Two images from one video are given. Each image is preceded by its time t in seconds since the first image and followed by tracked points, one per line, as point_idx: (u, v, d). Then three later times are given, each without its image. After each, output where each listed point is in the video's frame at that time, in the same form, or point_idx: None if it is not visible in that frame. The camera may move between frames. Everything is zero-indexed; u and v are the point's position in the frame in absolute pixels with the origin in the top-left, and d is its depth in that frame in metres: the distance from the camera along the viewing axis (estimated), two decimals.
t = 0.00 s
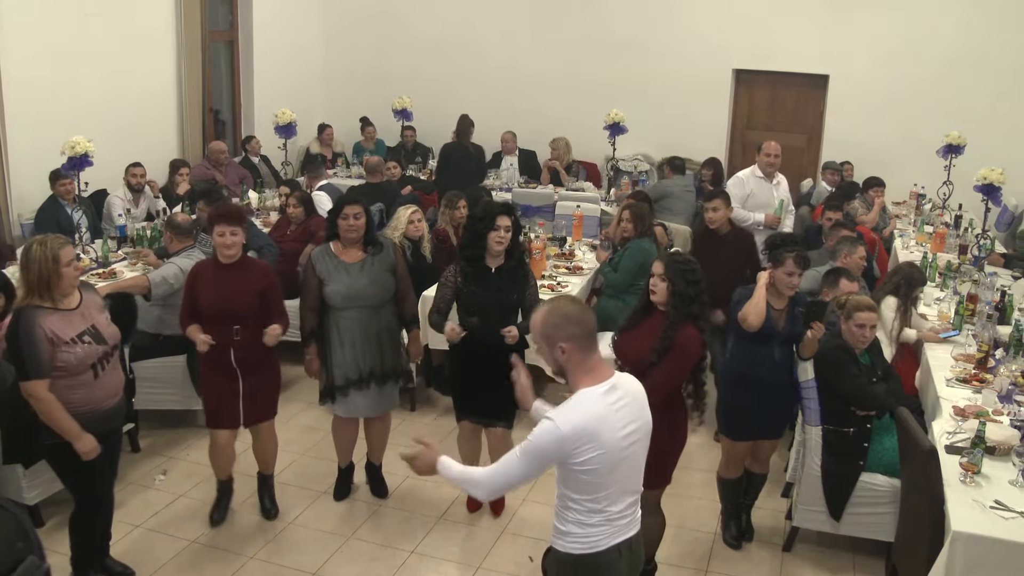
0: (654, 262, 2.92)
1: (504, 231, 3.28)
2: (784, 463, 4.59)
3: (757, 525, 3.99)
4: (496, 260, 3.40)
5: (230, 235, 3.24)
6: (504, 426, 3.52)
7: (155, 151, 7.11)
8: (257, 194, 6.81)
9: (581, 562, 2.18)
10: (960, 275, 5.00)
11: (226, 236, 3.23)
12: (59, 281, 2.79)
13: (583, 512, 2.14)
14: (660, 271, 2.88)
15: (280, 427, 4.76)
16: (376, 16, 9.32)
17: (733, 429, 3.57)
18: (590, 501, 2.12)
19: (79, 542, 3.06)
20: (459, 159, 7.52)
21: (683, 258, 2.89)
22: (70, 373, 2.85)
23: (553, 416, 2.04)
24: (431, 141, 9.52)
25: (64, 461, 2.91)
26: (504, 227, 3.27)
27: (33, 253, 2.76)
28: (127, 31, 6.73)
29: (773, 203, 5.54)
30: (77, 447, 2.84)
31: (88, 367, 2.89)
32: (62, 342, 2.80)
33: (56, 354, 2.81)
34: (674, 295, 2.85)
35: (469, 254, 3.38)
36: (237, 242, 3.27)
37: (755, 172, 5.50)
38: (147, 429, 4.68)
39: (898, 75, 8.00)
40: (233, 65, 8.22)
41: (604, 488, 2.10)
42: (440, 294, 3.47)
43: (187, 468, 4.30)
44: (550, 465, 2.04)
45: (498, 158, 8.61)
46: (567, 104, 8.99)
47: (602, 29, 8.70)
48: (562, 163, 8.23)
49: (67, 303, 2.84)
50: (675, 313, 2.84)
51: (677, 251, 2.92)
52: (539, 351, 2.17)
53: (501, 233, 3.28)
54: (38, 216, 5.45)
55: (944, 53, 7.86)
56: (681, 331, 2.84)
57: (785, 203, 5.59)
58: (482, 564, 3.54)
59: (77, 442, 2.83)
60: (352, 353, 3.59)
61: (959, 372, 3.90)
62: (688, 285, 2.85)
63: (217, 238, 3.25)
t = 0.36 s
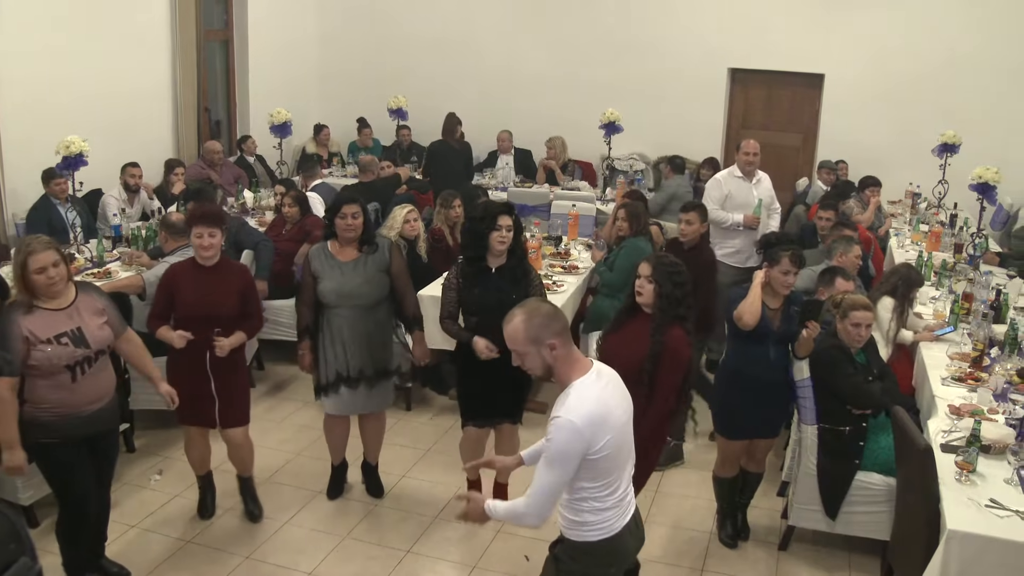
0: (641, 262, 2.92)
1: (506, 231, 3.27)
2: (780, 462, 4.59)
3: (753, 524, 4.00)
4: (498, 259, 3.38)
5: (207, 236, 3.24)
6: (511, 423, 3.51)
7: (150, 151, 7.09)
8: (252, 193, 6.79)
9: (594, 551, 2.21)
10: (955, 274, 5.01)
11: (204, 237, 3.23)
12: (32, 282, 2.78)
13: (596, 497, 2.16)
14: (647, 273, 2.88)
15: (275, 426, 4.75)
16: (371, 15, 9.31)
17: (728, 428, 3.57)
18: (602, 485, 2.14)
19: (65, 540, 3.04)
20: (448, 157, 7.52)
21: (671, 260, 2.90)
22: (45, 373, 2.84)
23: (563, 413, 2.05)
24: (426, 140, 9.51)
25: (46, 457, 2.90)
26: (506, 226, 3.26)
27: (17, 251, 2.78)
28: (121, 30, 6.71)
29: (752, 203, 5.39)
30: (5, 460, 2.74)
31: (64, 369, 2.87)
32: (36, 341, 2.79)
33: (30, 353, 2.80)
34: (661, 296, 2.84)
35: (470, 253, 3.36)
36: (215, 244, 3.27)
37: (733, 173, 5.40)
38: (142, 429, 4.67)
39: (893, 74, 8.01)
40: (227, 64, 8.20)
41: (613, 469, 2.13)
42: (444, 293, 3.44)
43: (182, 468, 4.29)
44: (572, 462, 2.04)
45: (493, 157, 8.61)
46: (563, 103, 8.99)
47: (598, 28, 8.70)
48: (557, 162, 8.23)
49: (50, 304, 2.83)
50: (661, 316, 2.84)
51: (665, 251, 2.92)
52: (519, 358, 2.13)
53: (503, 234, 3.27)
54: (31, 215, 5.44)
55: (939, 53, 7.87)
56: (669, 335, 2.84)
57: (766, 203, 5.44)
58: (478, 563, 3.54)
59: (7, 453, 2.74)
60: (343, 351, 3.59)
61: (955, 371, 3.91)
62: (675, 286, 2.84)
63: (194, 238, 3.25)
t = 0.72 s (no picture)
0: (639, 258, 2.91)
1: (509, 232, 3.30)
2: (779, 461, 4.59)
3: (751, 523, 3.99)
4: (499, 258, 3.38)
5: (198, 234, 3.23)
6: (512, 431, 3.46)
7: (148, 148, 7.08)
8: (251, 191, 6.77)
9: (584, 543, 2.25)
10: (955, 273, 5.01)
11: (197, 236, 3.23)
12: (9, 281, 2.79)
13: (591, 491, 2.21)
14: (645, 266, 2.87)
15: (274, 424, 4.74)
16: (371, 12, 9.30)
17: (726, 428, 3.57)
18: (601, 477, 2.19)
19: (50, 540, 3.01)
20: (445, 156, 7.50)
21: (668, 257, 2.92)
22: (24, 373, 2.84)
23: (582, 397, 2.09)
24: (426, 138, 9.50)
25: (32, 458, 2.91)
26: (508, 227, 3.29)
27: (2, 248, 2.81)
28: (121, 27, 6.70)
29: (742, 203, 5.29)
30: None
31: (44, 371, 2.86)
32: (14, 341, 2.79)
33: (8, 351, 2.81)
34: (660, 290, 2.84)
35: (473, 253, 3.39)
36: (208, 243, 3.27)
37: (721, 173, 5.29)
38: (140, 427, 4.66)
39: (893, 73, 8.01)
40: (226, 62, 8.18)
41: (612, 462, 2.20)
42: (444, 296, 3.48)
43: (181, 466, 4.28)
44: (587, 448, 2.08)
45: (492, 155, 8.60)
46: (562, 101, 8.98)
47: (598, 26, 8.69)
48: (556, 160, 8.22)
49: (29, 305, 2.83)
50: (662, 308, 2.84)
51: (661, 247, 2.94)
52: (541, 330, 2.17)
53: (506, 235, 3.30)
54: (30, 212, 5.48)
55: (939, 52, 7.87)
56: (671, 327, 2.85)
57: (756, 201, 5.31)
58: (477, 561, 3.54)
59: None
60: (325, 350, 3.59)
61: (954, 370, 3.90)
62: (674, 280, 2.85)
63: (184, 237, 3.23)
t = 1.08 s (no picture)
0: (640, 259, 2.90)
1: (516, 231, 3.24)
2: (778, 458, 4.59)
3: (750, 521, 4.00)
4: (504, 258, 3.34)
5: (191, 233, 3.23)
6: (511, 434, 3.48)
7: (148, 144, 7.07)
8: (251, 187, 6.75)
9: (563, 551, 2.26)
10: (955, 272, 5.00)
11: (190, 235, 3.23)
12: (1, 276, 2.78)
13: (569, 497, 2.20)
14: (644, 270, 2.86)
15: (274, 421, 4.74)
16: (371, 9, 9.28)
17: (726, 426, 3.58)
18: (580, 484, 2.18)
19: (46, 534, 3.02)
20: (445, 153, 7.49)
21: (669, 256, 2.88)
22: (23, 371, 2.83)
23: (567, 395, 2.09)
24: (426, 135, 9.49)
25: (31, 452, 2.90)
26: (515, 228, 3.22)
27: None
28: (120, 23, 6.69)
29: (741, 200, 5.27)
30: None
31: (42, 368, 2.85)
32: (12, 337, 2.78)
33: (6, 350, 2.79)
34: (660, 293, 2.83)
35: (480, 253, 3.34)
36: (200, 241, 3.27)
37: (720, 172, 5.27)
38: (139, 423, 4.66)
39: (893, 71, 8.00)
40: (226, 57, 8.17)
41: (593, 474, 2.18)
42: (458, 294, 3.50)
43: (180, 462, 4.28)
44: (564, 448, 2.08)
45: (492, 152, 8.60)
46: (562, 98, 8.96)
47: (598, 23, 8.68)
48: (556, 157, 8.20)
49: (21, 300, 2.82)
50: (662, 312, 2.83)
51: (662, 249, 2.90)
52: (558, 322, 2.18)
53: (512, 235, 3.24)
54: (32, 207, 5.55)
55: (939, 50, 7.86)
56: (670, 330, 2.85)
57: (756, 198, 5.29)
58: (477, 558, 3.54)
59: None
60: (327, 350, 3.57)
61: (954, 368, 3.90)
62: (674, 283, 2.84)
63: (177, 238, 3.21)
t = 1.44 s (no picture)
0: (638, 253, 2.94)
1: (520, 228, 3.24)
2: (777, 456, 4.59)
3: (748, 519, 4.00)
4: (507, 255, 3.33)
5: (196, 229, 3.24)
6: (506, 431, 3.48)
7: (147, 139, 7.05)
8: (250, 183, 6.73)
9: (552, 542, 2.26)
10: (953, 271, 5.00)
11: (196, 230, 3.23)
12: (7, 268, 2.75)
13: (557, 489, 2.20)
14: (643, 264, 2.89)
15: (272, 417, 4.73)
16: (370, 5, 9.26)
17: (726, 424, 3.58)
18: (564, 477, 2.18)
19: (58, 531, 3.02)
20: (445, 149, 7.47)
21: (666, 253, 2.90)
22: (31, 362, 2.83)
23: (551, 386, 2.10)
24: (424, 132, 9.47)
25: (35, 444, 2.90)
26: (519, 225, 3.22)
27: None
28: (120, 17, 6.67)
29: (741, 198, 5.25)
30: (14, 440, 2.80)
31: (50, 358, 2.86)
32: (19, 329, 2.77)
33: (13, 341, 2.78)
34: (657, 288, 2.85)
35: (482, 251, 3.34)
36: (201, 236, 3.27)
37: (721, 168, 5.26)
38: (137, 419, 4.65)
39: (892, 70, 8.00)
40: (225, 53, 8.14)
41: (581, 466, 2.18)
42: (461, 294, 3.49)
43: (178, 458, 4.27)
44: (546, 439, 2.08)
45: (490, 149, 8.58)
46: (562, 95, 8.95)
47: (598, 20, 8.66)
48: (555, 154, 8.19)
49: (29, 291, 2.80)
50: (657, 308, 2.83)
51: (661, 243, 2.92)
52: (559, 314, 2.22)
53: (516, 233, 3.24)
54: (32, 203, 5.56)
55: (938, 49, 7.86)
56: (663, 326, 2.83)
57: (757, 196, 5.27)
58: (475, 555, 3.54)
59: (13, 434, 2.79)
60: (337, 351, 3.55)
61: (952, 367, 3.91)
62: (671, 278, 2.85)
63: (181, 235, 3.21)
